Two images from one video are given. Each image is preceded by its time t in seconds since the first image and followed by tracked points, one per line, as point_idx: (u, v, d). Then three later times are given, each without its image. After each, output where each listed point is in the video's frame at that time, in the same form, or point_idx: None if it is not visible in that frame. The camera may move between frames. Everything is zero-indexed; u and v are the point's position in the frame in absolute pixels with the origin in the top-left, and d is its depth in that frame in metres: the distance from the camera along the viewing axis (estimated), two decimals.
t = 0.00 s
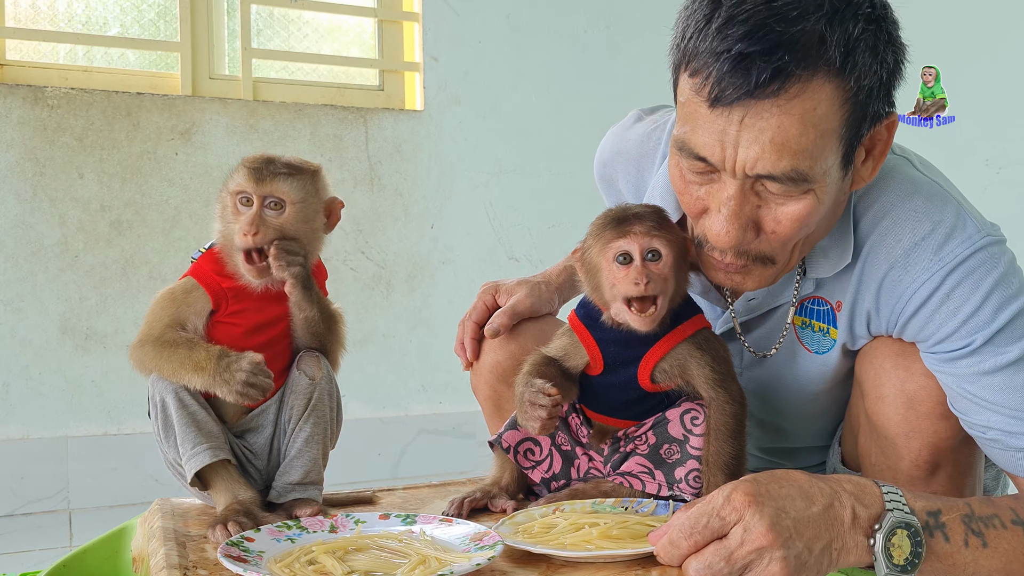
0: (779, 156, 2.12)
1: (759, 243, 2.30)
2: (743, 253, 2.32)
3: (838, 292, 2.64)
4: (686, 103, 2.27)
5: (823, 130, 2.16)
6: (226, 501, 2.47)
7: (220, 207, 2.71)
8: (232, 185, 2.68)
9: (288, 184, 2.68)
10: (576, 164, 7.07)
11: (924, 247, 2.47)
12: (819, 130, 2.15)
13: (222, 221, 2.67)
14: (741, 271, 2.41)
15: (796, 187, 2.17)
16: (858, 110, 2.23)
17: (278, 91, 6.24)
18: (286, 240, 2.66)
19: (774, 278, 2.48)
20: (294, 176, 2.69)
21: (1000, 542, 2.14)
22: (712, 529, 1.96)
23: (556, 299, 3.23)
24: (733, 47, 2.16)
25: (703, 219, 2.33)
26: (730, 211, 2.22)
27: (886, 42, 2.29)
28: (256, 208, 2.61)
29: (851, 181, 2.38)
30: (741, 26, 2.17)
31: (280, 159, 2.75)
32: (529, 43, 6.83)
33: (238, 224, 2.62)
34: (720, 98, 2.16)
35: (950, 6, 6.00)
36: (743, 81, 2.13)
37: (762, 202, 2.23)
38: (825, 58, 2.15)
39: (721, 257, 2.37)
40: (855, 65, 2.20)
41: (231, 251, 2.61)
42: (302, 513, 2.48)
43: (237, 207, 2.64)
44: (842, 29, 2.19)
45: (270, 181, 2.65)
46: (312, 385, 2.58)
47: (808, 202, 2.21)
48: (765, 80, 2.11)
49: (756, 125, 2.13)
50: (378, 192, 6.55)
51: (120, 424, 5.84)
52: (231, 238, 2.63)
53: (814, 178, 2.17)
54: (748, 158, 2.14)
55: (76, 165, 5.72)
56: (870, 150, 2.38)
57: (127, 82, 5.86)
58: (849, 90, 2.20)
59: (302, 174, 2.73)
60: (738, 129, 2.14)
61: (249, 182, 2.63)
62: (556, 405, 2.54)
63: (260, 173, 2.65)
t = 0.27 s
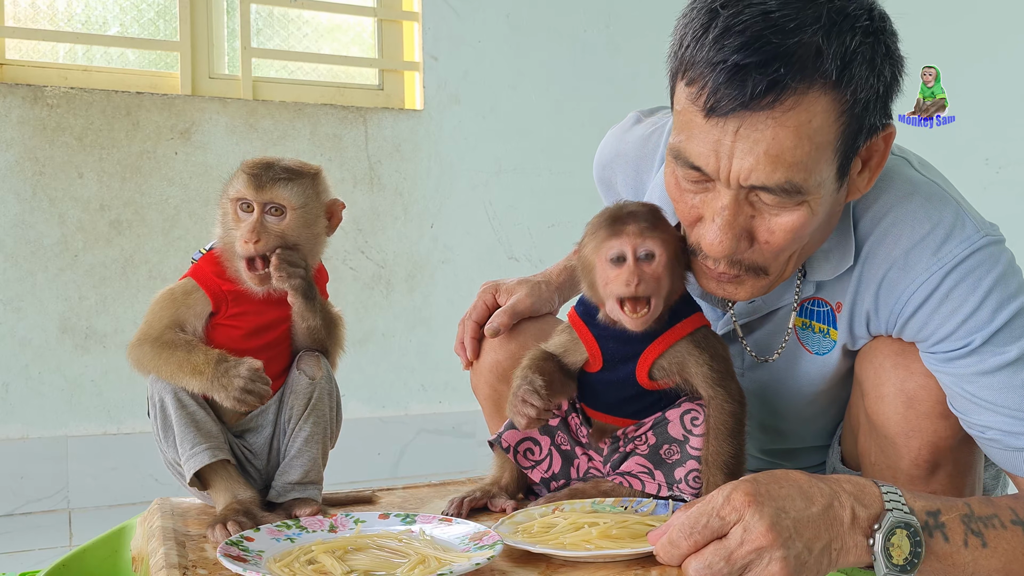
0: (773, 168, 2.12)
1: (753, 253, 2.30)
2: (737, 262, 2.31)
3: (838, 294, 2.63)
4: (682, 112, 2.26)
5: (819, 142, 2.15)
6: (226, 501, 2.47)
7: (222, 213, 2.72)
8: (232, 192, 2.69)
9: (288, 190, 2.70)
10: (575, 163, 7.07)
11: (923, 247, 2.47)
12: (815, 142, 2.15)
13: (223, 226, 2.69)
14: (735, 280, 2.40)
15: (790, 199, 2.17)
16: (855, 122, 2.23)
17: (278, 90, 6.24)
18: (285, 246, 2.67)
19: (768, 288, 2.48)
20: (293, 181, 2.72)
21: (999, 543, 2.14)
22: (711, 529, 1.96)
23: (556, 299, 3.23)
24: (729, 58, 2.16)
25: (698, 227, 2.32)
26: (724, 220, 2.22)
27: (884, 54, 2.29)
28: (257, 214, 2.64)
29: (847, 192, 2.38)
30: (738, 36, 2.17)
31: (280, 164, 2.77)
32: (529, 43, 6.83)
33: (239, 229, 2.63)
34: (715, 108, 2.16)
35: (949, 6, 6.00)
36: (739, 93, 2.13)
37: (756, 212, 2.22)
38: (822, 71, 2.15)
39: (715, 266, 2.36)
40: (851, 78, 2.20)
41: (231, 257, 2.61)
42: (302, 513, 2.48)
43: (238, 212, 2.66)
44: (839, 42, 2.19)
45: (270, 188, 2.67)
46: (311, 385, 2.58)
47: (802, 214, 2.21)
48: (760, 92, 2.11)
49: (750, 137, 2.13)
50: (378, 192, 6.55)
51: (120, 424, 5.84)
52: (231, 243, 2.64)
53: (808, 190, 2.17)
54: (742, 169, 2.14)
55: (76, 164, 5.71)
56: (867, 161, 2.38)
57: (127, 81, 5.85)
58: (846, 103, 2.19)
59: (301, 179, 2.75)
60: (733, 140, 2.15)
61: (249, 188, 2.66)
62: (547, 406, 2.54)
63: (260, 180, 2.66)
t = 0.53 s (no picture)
0: (771, 172, 2.12)
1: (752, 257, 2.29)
2: (735, 267, 2.30)
3: (837, 294, 2.63)
4: (678, 118, 2.26)
5: (815, 146, 2.15)
6: (226, 500, 2.47)
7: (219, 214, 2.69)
8: (230, 196, 2.64)
9: (284, 198, 2.64)
10: (575, 163, 7.07)
11: (921, 247, 2.47)
12: (812, 146, 2.15)
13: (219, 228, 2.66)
14: (733, 285, 2.39)
15: (788, 203, 2.17)
16: (852, 125, 2.23)
17: (278, 90, 6.25)
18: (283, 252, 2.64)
19: (766, 292, 2.47)
20: (291, 189, 2.66)
21: (997, 542, 2.14)
22: (711, 527, 1.96)
23: (556, 299, 3.22)
24: (725, 64, 2.17)
25: (697, 232, 2.31)
26: (723, 225, 2.21)
27: (880, 57, 2.29)
28: (252, 221, 2.59)
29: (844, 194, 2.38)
30: (734, 42, 2.18)
31: (278, 169, 2.71)
32: (529, 42, 6.83)
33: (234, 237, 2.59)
34: (712, 114, 2.16)
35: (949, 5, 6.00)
36: (735, 98, 2.13)
37: (755, 217, 2.22)
38: (818, 75, 2.15)
39: (714, 271, 2.35)
40: (848, 81, 2.20)
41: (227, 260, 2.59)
42: (302, 512, 2.47)
43: (234, 219, 2.62)
44: (835, 46, 2.19)
45: (266, 195, 2.62)
46: (311, 384, 2.57)
47: (801, 217, 2.21)
48: (757, 97, 2.11)
49: (748, 142, 2.13)
50: (378, 191, 6.55)
51: (120, 423, 5.84)
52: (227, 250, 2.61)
53: (806, 193, 2.17)
54: (740, 174, 2.14)
55: (76, 164, 5.71)
56: (864, 164, 2.37)
57: (127, 81, 5.86)
58: (843, 106, 2.19)
59: (300, 186, 2.69)
60: (730, 145, 2.15)
61: (245, 195, 2.61)
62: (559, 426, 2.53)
63: (257, 185, 2.62)
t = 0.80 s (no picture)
0: (779, 170, 2.12)
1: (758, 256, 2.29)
2: (742, 265, 2.31)
3: (838, 292, 2.63)
4: (684, 116, 2.26)
5: (822, 144, 2.16)
6: (226, 500, 2.47)
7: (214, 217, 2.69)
8: (224, 198, 2.65)
9: (279, 197, 2.65)
10: (575, 162, 7.07)
11: (921, 246, 2.47)
12: (819, 144, 2.15)
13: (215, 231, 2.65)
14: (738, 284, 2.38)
15: (795, 200, 2.17)
16: (857, 123, 2.23)
17: (278, 89, 6.25)
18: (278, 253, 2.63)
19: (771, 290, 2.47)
20: (285, 189, 2.66)
21: (996, 541, 2.14)
22: (711, 526, 1.96)
23: (557, 298, 3.22)
24: (733, 61, 2.16)
25: (702, 231, 2.31)
26: (730, 223, 2.21)
27: (886, 55, 2.29)
28: (247, 221, 2.59)
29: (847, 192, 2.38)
30: (742, 39, 2.17)
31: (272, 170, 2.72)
32: (529, 42, 6.83)
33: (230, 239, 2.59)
34: (720, 112, 2.16)
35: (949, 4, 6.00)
36: (744, 95, 2.13)
37: (762, 215, 2.22)
38: (825, 72, 2.16)
39: (719, 270, 2.35)
40: (854, 79, 2.20)
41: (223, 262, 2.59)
42: (302, 512, 2.47)
43: (229, 220, 2.61)
44: (843, 43, 2.19)
45: (260, 195, 2.62)
46: (310, 384, 2.57)
47: (808, 215, 2.21)
48: (766, 95, 2.11)
49: (756, 139, 2.12)
50: (378, 190, 6.54)
51: (119, 423, 5.84)
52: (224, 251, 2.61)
53: (813, 191, 2.17)
54: (749, 171, 2.13)
55: (75, 163, 5.71)
56: (868, 162, 2.37)
57: (127, 80, 5.86)
58: (849, 104, 2.20)
59: (294, 187, 2.70)
60: (738, 143, 2.14)
61: (239, 195, 2.61)
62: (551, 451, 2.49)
63: (251, 185, 2.62)
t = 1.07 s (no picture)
0: (779, 161, 2.12)
1: (758, 248, 2.29)
2: (741, 258, 2.30)
3: (839, 291, 2.63)
4: (686, 106, 2.26)
5: (823, 136, 2.15)
6: (226, 499, 2.47)
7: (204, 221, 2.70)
8: (213, 202, 2.66)
9: (268, 201, 2.65)
10: (575, 161, 7.07)
11: (924, 245, 2.47)
12: (819, 136, 2.15)
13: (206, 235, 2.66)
14: (740, 274, 2.37)
15: (795, 193, 2.17)
16: (859, 116, 2.23)
17: (278, 88, 6.25)
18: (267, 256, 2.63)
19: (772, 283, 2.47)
20: (274, 193, 2.66)
21: (998, 540, 2.14)
22: (712, 528, 1.95)
23: (557, 297, 3.22)
24: (734, 52, 2.16)
25: (702, 223, 2.31)
26: (729, 215, 2.21)
27: (888, 49, 2.29)
28: (236, 225, 2.59)
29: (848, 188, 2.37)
30: (744, 31, 2.17)
31: (263, 172, 2.71)
32: (529, 41, 6.83)
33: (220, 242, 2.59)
34: (720, 103, 2.16)
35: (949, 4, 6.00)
36: (744, 86, 2.13)
37: (761, 207, 2.22)
38: (827, 65, 2.16)
39: (719, 261, 2.34)
40: (856, 72, 2.20)
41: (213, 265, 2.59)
42: (302, 511, 2.47)
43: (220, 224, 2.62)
44: (845, 36, 2.19)
45: (249, 199, 2.62)
46: (309, 384, 2.57)
47: (807, 208, 2.20)
48: (766, 86, 2.11)
49: (756, 131, 2.12)
50: (378, 190, 6.54)
51: (119, 423, 5.83)
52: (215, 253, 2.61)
53: (813, 184, 2.17)
54: (749, 163, 2.13)
55: (75, 163, 5.71)
56: (870, 156, 2.37)
57: (127, 80, 5.86)
58: (850, 97, 2.20)
59: (284, 189, 2.69)
60: (738, 134, 2.14)
61: (227, 199, 2.61)
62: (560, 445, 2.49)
63: (239, 189, 2.62)
